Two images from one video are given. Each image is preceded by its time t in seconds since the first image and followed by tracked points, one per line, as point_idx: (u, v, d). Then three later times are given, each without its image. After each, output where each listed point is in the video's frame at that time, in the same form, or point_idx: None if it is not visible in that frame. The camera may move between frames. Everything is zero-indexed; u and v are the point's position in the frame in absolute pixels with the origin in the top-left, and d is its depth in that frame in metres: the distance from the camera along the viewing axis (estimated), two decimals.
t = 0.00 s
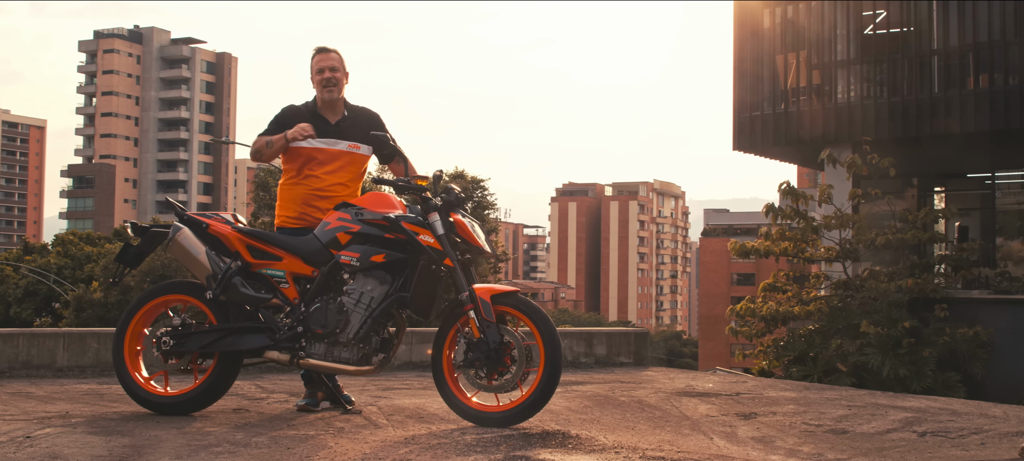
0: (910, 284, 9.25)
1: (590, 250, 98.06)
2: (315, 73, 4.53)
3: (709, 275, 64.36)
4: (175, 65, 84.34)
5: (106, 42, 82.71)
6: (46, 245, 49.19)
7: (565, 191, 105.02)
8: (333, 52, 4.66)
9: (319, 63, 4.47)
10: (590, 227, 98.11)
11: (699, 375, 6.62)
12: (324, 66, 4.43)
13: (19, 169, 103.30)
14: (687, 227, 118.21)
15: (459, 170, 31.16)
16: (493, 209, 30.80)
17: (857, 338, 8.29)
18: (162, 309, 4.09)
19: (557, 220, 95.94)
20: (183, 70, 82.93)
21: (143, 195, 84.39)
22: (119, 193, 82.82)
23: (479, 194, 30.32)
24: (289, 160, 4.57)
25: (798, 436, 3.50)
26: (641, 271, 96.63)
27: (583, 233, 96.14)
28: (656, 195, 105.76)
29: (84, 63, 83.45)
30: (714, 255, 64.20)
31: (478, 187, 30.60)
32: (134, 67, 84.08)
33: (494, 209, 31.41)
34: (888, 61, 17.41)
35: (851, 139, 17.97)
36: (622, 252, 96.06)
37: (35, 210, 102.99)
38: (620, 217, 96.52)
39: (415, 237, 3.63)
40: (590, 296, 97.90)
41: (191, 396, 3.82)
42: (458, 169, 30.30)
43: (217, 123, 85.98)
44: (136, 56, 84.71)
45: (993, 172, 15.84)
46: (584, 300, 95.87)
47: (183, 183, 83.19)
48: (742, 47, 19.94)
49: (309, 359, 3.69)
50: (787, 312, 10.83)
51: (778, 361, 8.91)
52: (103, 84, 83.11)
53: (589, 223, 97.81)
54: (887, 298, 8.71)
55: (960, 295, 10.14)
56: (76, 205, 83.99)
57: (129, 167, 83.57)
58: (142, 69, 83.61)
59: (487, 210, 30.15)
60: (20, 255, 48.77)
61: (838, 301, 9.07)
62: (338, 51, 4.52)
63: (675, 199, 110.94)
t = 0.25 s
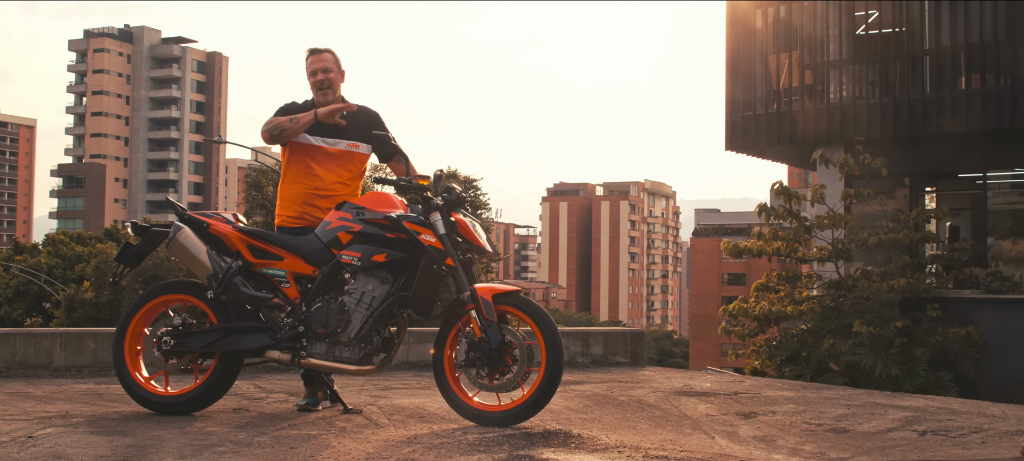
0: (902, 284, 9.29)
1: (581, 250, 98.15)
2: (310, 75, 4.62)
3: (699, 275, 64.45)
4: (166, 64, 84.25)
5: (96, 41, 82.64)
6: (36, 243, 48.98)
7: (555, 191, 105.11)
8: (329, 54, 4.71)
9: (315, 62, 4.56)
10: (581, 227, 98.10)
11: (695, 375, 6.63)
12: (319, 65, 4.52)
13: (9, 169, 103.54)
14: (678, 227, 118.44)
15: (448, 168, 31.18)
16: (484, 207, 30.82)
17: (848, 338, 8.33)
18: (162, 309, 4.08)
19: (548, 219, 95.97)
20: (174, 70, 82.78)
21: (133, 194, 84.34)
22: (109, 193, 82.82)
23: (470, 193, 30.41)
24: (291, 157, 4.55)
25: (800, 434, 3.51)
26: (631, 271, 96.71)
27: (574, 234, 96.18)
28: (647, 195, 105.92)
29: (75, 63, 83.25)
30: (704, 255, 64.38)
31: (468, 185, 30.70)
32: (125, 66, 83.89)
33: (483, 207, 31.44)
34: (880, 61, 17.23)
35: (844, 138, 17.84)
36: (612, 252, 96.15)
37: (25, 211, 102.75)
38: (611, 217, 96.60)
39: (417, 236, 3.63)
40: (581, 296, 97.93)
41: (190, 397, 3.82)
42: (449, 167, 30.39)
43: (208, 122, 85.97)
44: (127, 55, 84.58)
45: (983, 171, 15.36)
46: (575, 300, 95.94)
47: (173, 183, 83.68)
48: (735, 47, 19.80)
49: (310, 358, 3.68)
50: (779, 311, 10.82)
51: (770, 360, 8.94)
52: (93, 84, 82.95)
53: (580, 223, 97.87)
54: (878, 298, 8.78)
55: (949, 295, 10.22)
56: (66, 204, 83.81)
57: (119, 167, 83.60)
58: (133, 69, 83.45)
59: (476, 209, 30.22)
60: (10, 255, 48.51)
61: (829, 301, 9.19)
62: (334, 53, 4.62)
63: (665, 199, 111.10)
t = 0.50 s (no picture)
0: (899, 283, 9.30)
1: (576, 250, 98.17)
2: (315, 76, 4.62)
3: (693, 275, 64.38)
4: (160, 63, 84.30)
5: (90, 41, 82.67)
6: (30, 243, 48.78)
7: (550, 191, 105.12)
8: (329, 55, 4.74)
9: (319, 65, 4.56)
10: (575, 227, 98.07)
11: (695, 374, 6.63)
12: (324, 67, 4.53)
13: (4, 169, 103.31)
14: (672, 227, 118.59)
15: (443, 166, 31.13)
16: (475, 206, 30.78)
17: (845, 338, 8.37)
18: (165, 309, 4.08)
19: (543, 219, 95.91)
20: (168, 70, 82.73)
21: (127, 194, 84.11)
22: (103, 192, 82.81)
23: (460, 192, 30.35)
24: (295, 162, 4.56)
25: (803, 434, 3.52)
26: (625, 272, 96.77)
27: (569, 234, 96.15)
28: (641, 195, 106.04)
29: (69, 62, 83.18)
30: (699, 255, 64.45)
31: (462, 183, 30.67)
32: (119, 66, 83.87)
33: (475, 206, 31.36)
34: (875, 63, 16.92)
35: (839, 139, 17.32)
36: (607, 252, 96.21)
37: (19, 211, 102.48)
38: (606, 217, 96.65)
39: (420, 236, 3.63)
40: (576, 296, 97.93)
41: (193, 396, 3.82)
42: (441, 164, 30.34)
43: (202, 122, 86.03)
44: (121, 55, 84.53)
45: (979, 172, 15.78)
46: (569, 300, 95.93)
47: (167, 183, 83.69)
48: (729, 46, 19.05)
49: (314, 358, 3.68)
50: (776, 310, 10.79)
51: (766, 360, 8.94)
52: (87, 83, 82.86)
53: (575, 223, 97.86)
54: (875, 298, 8.79)
55: (944, 294, 10.30)
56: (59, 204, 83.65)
57: (113, 166, 83.59)
58: (126, 68, 83.42)
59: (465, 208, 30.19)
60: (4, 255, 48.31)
61: (825, 301, 9.26)
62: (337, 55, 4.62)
63: (659, 199, 111.24)
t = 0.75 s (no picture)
0: (897, 283, 9.29)
1: (572, 249, 98.16)
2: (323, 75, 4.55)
3: (690, 274, 64.21)
4: (155, 63, 84.11)
5: (85, 40, 82.72)
6: (25, 242, 48.74)
7: (546, 191, 105.16)
8: (341, 55, 4.75)
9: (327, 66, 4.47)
10: (571, 226, 97.99)
11: (695, 374, 6.63)
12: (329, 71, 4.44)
13: None
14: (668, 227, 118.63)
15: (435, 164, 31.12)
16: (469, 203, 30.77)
17: (842, 337, 8.43)
18: (169, 309, 4.09)
19: (539, 219, 95.80)
20: (163, 69, 82.67)
21: (122, 193, 84.43)
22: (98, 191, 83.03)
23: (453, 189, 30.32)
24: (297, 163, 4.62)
25: (808, 434, 3.53)
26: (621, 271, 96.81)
27: (564, 233, 96.06)
28: (637, 195, 106.15)
29: (64, 62, 83.15)
30: (694, 255, 64.49)
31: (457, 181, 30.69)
32: (114, 65, 83.84)
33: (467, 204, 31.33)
34: (873, 63, 16.45)
35: (836, 139, 16.99)
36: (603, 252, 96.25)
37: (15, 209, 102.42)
38: (602, 216, 96.70)
39: (426, 236, 3.63)
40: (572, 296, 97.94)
41: (199, 395, 3.82)
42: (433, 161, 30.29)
43: (197, 121, 86.04)
44: (116, 54, 84.49)
45: (977, 172, 15.63)
46: (565, 300, 95.92)
47: (162, 182, 83.84)
48: (724, 46, 18.63)
49: (319, 358, 3.69)
50: (773, 310, 10.77)
51: (763, 360, 8.92)
52: (82, 83, 82.86)
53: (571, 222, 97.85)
54: (872, 298, 8.81)
55: (943, 294, 10.33)
56: (54, 204, 83.71)
57: (108, 166, 83.71)
58: (121, 67, 83.39)
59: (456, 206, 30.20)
60: None
61: (823, 301, 9.25)
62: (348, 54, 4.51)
63: (655, 198, 111.30)
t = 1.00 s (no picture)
0: (896, 283, 9.29)
1: (568, 249, 98.18)
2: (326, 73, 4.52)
3: (686, 274, 64.18)
4: (151, 62, 84.22)
5: (81, 39, 82.86)
6: (21, 242, 48.74)
7: (541, 191, 105.23)
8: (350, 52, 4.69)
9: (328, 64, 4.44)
10: (567, 226, 97.90)
11: (696, 374, 6.64)
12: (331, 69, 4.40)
13: None
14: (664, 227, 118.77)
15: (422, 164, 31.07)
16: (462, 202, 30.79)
17: (840, 338, 8.43)
18: (175, 309, 4.09)
19: (535, 218, 95.72)
20: (159, 69, 82.78)
21: (118, 193, 84.44)
22: (94, 191, 83.16)
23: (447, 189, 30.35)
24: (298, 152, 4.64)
25: (813, 433, 3.54)
26: (616, 271, 96.89)
27: (561, 233, 95.95)
28: (633, 195, 106.33)
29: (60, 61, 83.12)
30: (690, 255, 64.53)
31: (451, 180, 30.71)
32: (110, 65, 83.93)
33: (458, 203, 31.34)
34: (869, 63, 16.44)
35: (832, 139, 16.97)
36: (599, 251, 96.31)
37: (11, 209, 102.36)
38: (598, 216, 96.75)
39: (431, 235, 3.64)
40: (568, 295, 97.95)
41: (205, 394, 3.83)
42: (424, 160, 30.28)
43: (193, 121, 86.09)
44: (112, 54, 84.56)
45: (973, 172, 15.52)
46: (561, 299, 95.94)
47: (158, 182, 83.65)
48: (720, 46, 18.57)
49: (324, 357, 3.70)
50: (771, 310, 10.78)
51: (760, 359, 8.87)
52: (78, 82, 82.92)
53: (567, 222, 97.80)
54: (870, 298, 8.83)
55: (940, 295, 10.33)
56: (50, 203, 83.75)
57: (104, 166, 83.78)
58: (117, 67, 83.50)
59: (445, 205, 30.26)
60: None
61: (821, 301, 9.24)
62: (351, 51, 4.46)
63: (651, 198, 111.39)
